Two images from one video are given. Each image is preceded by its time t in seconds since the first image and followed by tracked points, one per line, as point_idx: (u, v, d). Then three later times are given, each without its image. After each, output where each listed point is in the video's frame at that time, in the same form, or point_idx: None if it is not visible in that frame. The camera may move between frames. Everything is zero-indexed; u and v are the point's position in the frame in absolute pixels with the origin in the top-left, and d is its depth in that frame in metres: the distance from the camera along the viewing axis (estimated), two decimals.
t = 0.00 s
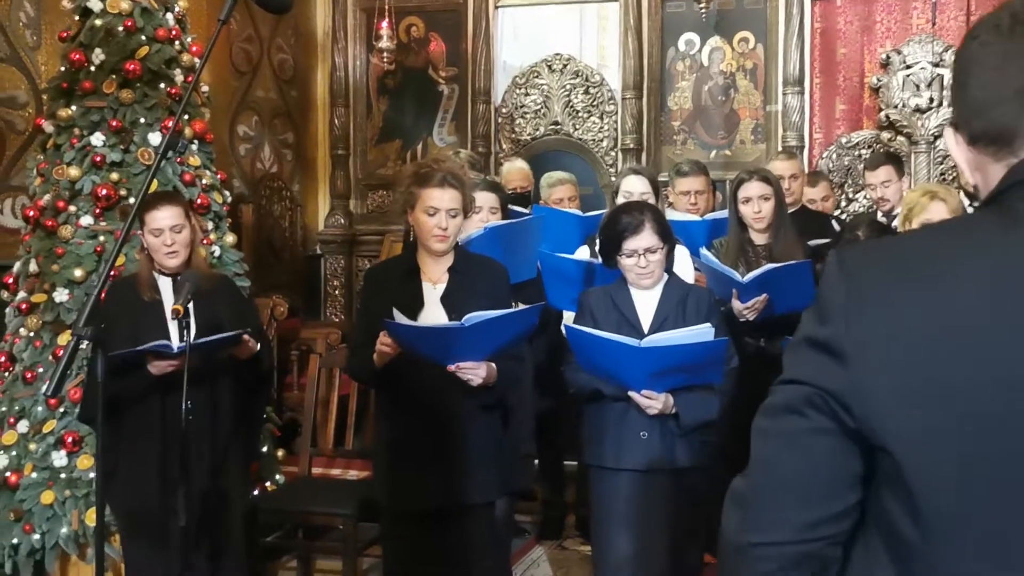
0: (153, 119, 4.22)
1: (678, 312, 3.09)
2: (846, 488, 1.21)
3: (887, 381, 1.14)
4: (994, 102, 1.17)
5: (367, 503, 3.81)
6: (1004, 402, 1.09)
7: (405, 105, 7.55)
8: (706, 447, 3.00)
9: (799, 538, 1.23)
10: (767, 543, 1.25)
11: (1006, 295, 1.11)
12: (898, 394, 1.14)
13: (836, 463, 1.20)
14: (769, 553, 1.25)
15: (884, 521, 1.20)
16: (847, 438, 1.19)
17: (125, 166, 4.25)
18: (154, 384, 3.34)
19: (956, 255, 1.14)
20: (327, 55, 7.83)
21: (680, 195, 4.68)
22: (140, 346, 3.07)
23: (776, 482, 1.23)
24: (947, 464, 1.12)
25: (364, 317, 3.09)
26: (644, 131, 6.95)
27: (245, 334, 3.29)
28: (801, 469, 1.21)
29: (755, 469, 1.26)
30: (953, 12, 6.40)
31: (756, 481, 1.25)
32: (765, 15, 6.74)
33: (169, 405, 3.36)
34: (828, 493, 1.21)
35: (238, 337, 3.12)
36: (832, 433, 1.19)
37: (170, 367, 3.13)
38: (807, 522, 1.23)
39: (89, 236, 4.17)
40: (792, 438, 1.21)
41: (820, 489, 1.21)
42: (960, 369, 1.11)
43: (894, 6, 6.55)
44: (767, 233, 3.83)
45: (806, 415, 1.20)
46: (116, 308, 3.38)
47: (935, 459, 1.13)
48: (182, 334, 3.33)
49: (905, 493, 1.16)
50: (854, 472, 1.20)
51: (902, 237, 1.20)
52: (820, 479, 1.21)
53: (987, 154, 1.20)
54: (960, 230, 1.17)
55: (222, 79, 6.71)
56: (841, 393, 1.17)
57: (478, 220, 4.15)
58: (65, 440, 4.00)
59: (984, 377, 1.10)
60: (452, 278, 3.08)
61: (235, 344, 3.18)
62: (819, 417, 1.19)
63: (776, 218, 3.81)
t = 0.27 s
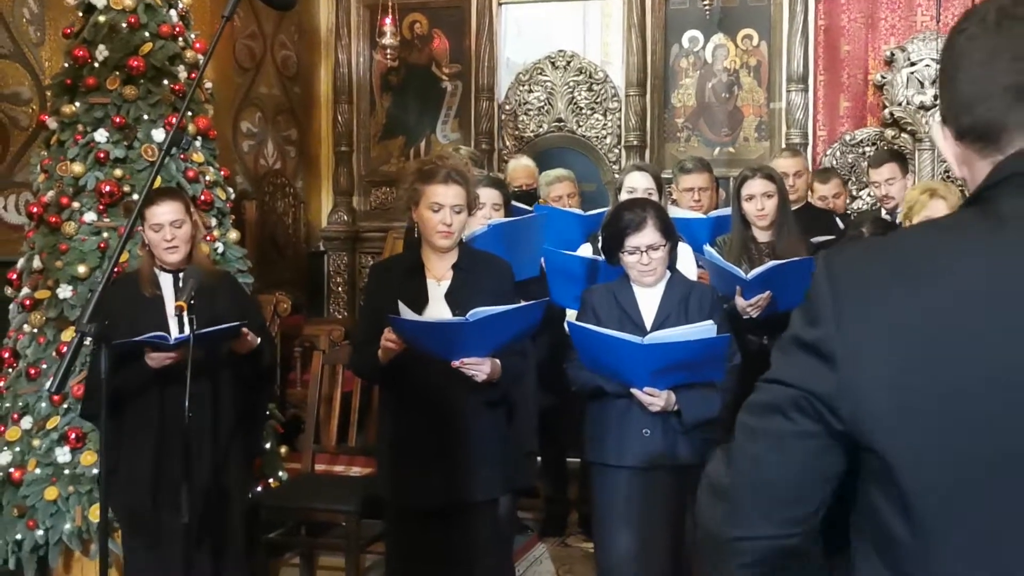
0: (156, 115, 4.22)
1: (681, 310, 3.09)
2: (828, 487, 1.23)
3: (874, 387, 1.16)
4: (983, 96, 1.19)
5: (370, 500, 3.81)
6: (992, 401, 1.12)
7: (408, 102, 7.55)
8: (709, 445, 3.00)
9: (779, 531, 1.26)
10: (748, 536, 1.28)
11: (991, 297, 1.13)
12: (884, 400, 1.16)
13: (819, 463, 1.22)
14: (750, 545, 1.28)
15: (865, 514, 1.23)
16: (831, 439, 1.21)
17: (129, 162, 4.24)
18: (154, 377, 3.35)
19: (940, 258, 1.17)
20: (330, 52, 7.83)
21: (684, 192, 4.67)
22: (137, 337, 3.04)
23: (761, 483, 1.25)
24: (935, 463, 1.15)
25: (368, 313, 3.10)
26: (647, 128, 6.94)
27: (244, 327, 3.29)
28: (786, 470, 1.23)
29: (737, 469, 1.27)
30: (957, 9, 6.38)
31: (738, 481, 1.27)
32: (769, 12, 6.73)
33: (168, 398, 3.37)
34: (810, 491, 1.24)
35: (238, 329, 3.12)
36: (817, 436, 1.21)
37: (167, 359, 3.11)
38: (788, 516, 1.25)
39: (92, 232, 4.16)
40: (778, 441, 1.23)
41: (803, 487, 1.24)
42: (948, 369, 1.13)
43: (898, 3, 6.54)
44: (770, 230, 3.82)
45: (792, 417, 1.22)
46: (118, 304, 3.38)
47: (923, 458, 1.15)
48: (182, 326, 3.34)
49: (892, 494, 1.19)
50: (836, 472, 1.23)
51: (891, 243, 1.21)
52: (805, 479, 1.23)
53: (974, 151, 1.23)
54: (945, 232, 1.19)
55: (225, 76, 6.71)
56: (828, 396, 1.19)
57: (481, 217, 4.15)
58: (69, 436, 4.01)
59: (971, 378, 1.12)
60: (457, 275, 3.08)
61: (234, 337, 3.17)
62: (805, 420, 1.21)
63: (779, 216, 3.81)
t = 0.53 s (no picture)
0: (158, 113, 4.22)
1: (683, 307, 3.08)
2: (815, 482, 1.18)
3: (872, 384, 1.11)
4: (962, 110, 1.16)
5: (371, 498, 3.81)
6: (1000, 402, 1.07)
7: (410, 100, 7.55)
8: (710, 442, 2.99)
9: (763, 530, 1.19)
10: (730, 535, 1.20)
11: (1002, 293, 1.08)
12: (882, 396, 1.11)
13: (811, 460, 1.15)
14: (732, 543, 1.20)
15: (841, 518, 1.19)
16: (824, 437, 1.15)
17: (130, 160, 4.25)
18: (151, 372, 3.34)
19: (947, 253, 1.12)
20: (332, 49, 7.83)
21: (686, 189, 4.67)
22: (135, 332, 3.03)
23: (746, 483, 1.17)
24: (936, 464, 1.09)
25: (369, 311, 3.09)
26: (649, 126, 6.94)
27: (243, 323, 3.29)
28: (775, 470, 1.16)
29: (718, 468, 1.18)
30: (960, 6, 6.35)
31: (719, 481, 1.18)
32: (771, 9, 6.72)
33: (165, 394, 3.36)
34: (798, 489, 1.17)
35: (238, 325, 3.12)
36: (810, 434, 1.14)
37: (166, 355, 3.10)
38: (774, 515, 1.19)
39: (93, 230, 4.16)
40: (768, 440, 1.15)
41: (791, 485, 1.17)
42: (954, 368, 1.08)
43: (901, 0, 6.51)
44: (771, 228, 3.82)
45: (783, 414, 1.15)
46: (116, 300, 3.38)
47: (924, 459, 1.10)
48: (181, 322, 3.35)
49: (891, 496, 1.13)
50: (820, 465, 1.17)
51: (885, 238, 1.17)
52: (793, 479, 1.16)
53: (955, 166, 1.20)
54: (948, 230, 1.14)
55: (228, 74, 6.72)
56: (826, 393, 1.12)
57: (482, 215, 4.15)
58: (70, 433, 4.01)
59: (975, 374, 1.07)
60: (458, 273, 3.08)
61: (234, 333, 3.18)
62: (798, 418, 1.14)
63: (780, 213, 3.80)
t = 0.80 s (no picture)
0: (156, 113, 4.22)
1: (682, 306, 3.07)
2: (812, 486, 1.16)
3: (878, 381, 1.10)
4: (937, 141, 1.19)
5: (370, 498, 3.80)
6: (1002, 405, 1.08)
7: (410, 99, 7.54)
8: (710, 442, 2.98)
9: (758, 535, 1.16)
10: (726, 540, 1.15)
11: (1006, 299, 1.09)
12: (888, 394, 1.10)
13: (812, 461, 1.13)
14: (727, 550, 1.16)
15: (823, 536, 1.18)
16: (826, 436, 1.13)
17: (129, 160, 4.24)
18: (149, 371, 3.32)
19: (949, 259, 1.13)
20: (332, 49, 7.82)
21: (685, 189, 4.66)
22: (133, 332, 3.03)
23: (747, 485, 1.14)
24: (936, 464, 1.10)
25: (368, 311, 3.08)
26: (649, 125, 6.93)
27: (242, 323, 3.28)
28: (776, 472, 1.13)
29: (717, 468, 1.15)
30: (960, 5, 6.35)
31: (720, 483, 1.15)
32: (771, 8, 6.71)
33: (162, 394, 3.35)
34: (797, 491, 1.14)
35: (236, 324, 3.11)
36: (814, 433, 1.13)
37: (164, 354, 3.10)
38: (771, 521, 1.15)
39: (92, 229, 4.15)
40: (773, 439, 1.13)
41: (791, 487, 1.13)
42: (960, 369, 1.09)
43: None
44: (770, 228, 3.81)
45: (786, 413, 1.13)
46: (113, 300, 3.37)
47: (926, 460, 1.10)
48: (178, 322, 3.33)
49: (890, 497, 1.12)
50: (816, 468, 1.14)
51: (880, 245, 1.18)
52: (794, 482, 1.14)
53: (930, 196, 1.23)
54: (939, 239, 1.16)
55: (228, 74, 6.72)
56: (834, 390, 1.11)
57: (481, 215, 4.14)
58: (69, 434, 4.00)
59: (978, 370, 1.08)
60: (457, 272, 3.07)
61: (232, 333, 3.18)
62: (803, 417, 1.12)
63: (779, 213, 3.80)
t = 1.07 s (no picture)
0: (155, 113, 4.22)
1: (680, 307, 3.07)
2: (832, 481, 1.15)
3: (902, 374, 1.12)
4: (907, 170, 1.22)
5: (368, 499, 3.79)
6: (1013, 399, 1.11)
7: (409, 100, 7.54)
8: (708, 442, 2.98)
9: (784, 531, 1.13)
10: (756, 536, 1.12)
11: (1014, 309, 1.13)
12: (913, 386, 1.12)
13: (836, 453, 1.13)
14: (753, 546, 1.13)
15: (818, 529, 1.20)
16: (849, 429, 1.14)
17: (127, 161, 4.24)
18: (148, 372, 3.31)
19: (967, 268, 1.16)
20: (332, 49, 7.83)
21: (685, 189, 4.66)
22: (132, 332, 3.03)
23: (773, 484, 1.12)
24: (940, 460, 1.13)
25: (366, 312, 3.08)
26: (648, 126, 6.93)
27: (239, 323, 3.28)
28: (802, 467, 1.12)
29: (745, 467, 1.13)
30: (959, 6, 6.31)
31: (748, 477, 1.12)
32: (771, 9, 6.72)
33: (160, 395, 3.34)
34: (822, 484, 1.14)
35: (234, 325, 3.11)
36: (839, 425, 1.13)
37: (162, 355, 3.11)
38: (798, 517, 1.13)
39: (91, 230, 4.16)
40: (804, 432, 1.12)
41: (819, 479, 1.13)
42: (971, 374, 1.11)
43: None
44: (769, 229, 3.81)
45: (813, 404, 1.12)
46: (111, 301, 3.37)
47: (942, 452, 1.13)
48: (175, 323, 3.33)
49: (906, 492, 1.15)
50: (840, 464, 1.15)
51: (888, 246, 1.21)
52: (817, 479, 1.13)
53: (902, 220, 1.26)
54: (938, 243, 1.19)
55: (228, 75, 6.72)
56: (862, 381, 1.12)
57: (480, 215, 4.14)
58: (67, 434, 4.00)
59: (994, 365, 1.11)
60: (457, 273, 3.07)
61: (230, 334, 3.18)
62: (831, 407, 1.13)
63: (778, 214, 3.79)
